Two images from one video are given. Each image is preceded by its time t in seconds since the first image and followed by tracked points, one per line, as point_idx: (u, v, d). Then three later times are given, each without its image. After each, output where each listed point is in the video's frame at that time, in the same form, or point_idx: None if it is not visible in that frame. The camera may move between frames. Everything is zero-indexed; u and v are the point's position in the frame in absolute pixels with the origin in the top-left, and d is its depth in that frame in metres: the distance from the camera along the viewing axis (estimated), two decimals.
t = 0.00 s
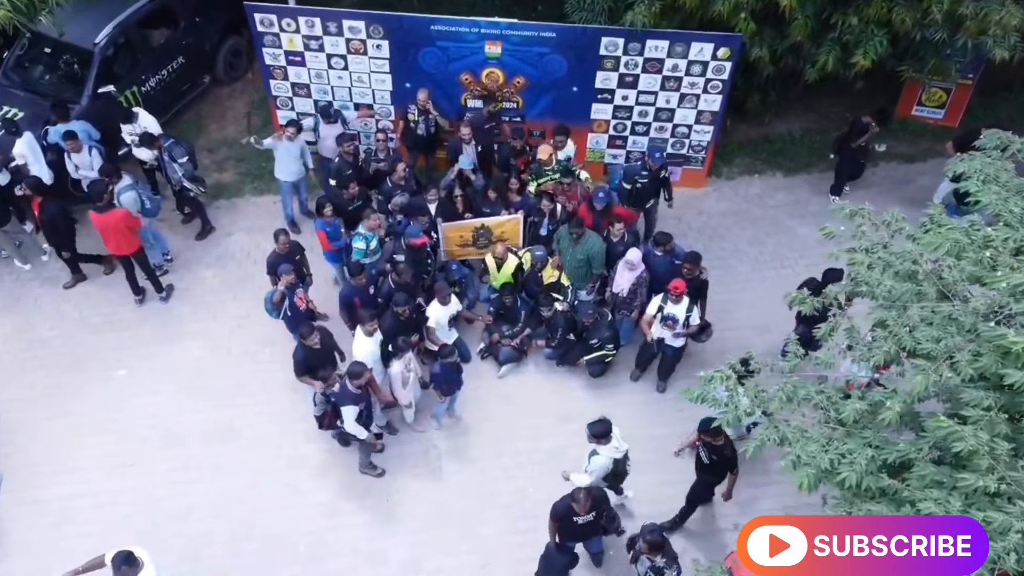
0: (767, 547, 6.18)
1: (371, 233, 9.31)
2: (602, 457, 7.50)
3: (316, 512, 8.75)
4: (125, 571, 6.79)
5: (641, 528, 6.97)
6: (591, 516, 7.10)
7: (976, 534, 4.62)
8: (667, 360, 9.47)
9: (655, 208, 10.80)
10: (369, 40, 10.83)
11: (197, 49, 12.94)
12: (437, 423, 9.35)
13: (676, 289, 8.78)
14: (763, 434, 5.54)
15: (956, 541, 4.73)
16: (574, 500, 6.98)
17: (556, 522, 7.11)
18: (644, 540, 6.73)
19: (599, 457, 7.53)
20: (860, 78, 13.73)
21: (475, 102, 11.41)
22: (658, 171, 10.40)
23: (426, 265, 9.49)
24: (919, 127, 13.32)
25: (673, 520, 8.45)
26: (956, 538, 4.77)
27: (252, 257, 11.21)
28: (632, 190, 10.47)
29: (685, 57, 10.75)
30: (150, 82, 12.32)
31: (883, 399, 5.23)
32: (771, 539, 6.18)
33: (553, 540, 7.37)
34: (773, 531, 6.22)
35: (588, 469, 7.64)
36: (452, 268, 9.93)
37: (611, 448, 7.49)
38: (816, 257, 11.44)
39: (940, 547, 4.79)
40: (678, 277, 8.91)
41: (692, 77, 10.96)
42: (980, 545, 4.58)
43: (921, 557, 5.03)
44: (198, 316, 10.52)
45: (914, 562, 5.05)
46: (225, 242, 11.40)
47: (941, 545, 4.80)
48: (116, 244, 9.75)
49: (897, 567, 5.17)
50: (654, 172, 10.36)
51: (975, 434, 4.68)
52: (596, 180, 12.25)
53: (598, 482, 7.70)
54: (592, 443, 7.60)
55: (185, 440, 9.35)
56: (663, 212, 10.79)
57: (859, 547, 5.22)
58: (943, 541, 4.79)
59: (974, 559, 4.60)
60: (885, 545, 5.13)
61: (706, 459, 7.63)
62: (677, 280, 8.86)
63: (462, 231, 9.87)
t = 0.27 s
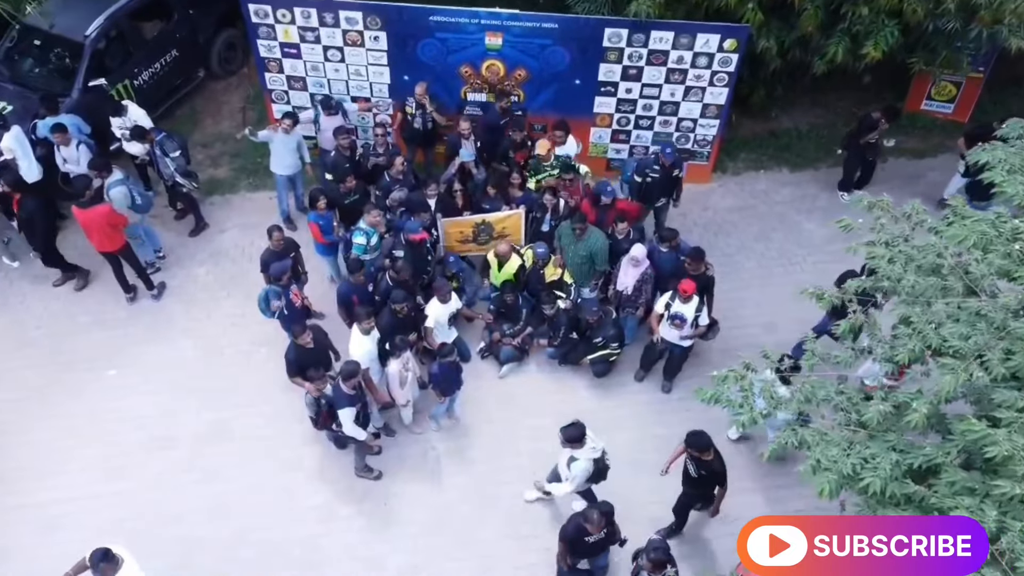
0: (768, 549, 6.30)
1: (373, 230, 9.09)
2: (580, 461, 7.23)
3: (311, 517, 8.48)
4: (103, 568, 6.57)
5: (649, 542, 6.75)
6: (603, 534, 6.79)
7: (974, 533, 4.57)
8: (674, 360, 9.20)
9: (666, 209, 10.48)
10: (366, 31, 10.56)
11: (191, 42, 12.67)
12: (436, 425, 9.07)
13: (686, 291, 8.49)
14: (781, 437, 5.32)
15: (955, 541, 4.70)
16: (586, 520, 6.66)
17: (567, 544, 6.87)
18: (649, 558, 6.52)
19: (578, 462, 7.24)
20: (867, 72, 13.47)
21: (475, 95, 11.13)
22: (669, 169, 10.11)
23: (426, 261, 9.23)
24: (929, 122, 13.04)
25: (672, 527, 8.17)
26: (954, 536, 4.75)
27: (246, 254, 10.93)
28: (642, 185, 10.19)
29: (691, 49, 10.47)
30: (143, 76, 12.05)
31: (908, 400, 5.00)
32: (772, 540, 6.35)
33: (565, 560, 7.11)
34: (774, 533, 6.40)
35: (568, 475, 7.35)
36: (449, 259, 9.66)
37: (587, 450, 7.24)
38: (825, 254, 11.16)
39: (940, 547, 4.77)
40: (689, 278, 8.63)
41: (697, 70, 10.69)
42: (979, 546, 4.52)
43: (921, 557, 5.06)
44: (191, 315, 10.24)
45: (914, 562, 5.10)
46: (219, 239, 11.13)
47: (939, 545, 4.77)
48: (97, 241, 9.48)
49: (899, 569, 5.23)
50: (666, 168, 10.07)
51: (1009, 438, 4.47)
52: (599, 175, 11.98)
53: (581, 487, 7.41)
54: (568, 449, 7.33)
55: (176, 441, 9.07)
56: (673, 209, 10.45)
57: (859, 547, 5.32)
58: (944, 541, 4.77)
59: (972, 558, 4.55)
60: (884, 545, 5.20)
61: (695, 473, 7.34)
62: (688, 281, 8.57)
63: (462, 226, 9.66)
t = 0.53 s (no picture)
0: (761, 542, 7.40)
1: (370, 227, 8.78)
2: (548, 464, 6.95)
3: (305, 522, 8.16)
4: None
5: (656, 549, 6.50)
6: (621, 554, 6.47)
7: (974, 532, 4.67)
8: (681, 358, 8.89)
9: (676, 204, 10.24)
10: (363, 20, 10.25)
11: (184, 33, 12.35)
12: (435, 426, 8.76)
13: (695, 291, 8.17)
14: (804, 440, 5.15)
15: (956, 541, 4.82)
16: (608, 536, 6.33)
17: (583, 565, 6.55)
18: (655, 569, 6.24)
19: (545, 466, 6.97)
20: (876, 65, 13.17)
21: (475, 86, 10.82)
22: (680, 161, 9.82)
23: (427, 256, 8.94)
24: (940, 115, 12.73)
25: (679, 531, 7.86)
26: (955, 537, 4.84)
27: (240, 251, 10.62)
28: (655, 174, 10.00)
29: (698, 38, 10.16)
30: (134, 68, 11.74)
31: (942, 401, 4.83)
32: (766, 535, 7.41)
33: None
34: (768, 528, 7.52)
35: (538, 479, 7.08)
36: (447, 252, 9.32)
37: (553, 454, 6.93)
38: (835, 250, 10.84)
39: (940, 548, 4.90)
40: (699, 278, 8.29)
41: (704, 60, 10.38)
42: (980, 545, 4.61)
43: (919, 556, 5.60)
44: (183, 313, 9.93)
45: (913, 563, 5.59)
46: (212, 235, 10.81)
47: (941, 545, 4.89)
48: (81, 238, 9.15)
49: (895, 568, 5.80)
50: (678, 160, 9.81)
51: None
52: (602, 169, 11.68)
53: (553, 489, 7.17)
54: (533, 453, 7.03)
55: (165, 444, 8.75)
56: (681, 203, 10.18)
57: (858, 547, 6.03)
58: (944, 542, 4.88)
59: (971, 560, 4.67)
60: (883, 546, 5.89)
61: (674, 485, 7.03)
62: (697, 281, 8.24)
63: (463, 220, 9.37)
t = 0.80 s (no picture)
0: (764, 544, 7.66)
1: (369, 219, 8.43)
2: (518, 479, 6.60)
3: (300, 527, 7.84)
4: None
5: (659, 550, 6.28)
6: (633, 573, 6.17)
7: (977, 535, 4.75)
8: (690, 356, 8.56)
9: (683, 198, 9.96)
10: (361, 8, 9.93)
11: (176, 24, 12.04)
12: (435, 427, 8.44)
13: (704, 289, 7.87)
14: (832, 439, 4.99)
15: (956, 541, 5.11)
16: (619, 557, 6.01)
17: None
18: None
19: (517, 482, 6.61)
20: (886, 56, 12.86)
21: (476, 77, 10.50)
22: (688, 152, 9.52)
23: (425, 250, 8.66)
24: (952, 108, 12.43)
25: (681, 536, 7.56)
26: (955, 538, 5.17)
27: (233, 246, 10.30)
28: (662, 165, 9.74)
29: (705, 26, 9.84)
30: (126, 58, 11.42)
31: (981, 400, 4.71)
32: (770, 537, 7.73)
33: None
34: (771, 530, 7.78)
35: (510, 496, 6.74)
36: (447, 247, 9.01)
37: (521, 468, 6.59)
38: (847, 245, 10.53)
39: (941, 548, 5.26)
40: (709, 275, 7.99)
41: (712, 49, 10.06)
42: (980, 546, 4.69)
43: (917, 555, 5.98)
44: (174, 309, 9.61)
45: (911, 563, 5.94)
46: (205, 230, 10.50)
47: (941, 545, 5.25)
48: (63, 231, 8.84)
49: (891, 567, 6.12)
50: (685, 151, 9.55)
51: None
52: (606, 162, 11.37)
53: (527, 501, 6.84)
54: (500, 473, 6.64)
55: (155, 446, 8.44)
56: (689, 200, 9.91)
57: (857, 545, 6.65)
58: (944, 542, 5.26)
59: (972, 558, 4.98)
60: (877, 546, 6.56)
61: (638, 493, 6.84)
62: (707, 278, 7.93)
63: (464, 213, 9.08)
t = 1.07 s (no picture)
0: (764, 544, 7.49)
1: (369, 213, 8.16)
2: (487, 505, 6.32)
3: (295, 532, 7.57)
4: None
5: (663, 554, 5.98)
6: None
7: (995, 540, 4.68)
8: (698, 354, 8.28)
9: (686, 194, 9.71)
10: None
11: (170, 16, 11.78)
12: (434, 428, 8.17)
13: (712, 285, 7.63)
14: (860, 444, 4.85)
15: (960, 543, 4.99)
16: None
17: None
18: None
19: (487, 508, 6.34)
20: (894, 51, 12.62)
21: (476, 69, 10.24)
22: (692, 143, 9.25)
23: (423, 246, 8.41)
24: (962, 103, 12.18)
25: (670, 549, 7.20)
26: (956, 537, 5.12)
27: (228, 243, 10.04)
28: (666, 159, 9.49)
29: (712, 17, 9.58)
30: (118, 51, 11.15)
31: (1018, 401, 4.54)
32: (770, 538, 7.55)
33: None
34: (771, 530, 7.61)
35: (479, 524, 6.44)
36: (447, 242, 8.72)
37: (490, 492, 6.29)
38: (857, 242, 10.27)
39: (941, 547, 5.29)
40: (717, 272, 7.75)
41: (719, 41, 9.80)
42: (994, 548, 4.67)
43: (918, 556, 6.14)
44: (167, 308, 9.34)
45: (909, 564, 6.10)
46: (199, 226, 10.23)
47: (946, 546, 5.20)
48: (49, 227, 8.61)
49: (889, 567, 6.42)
50: (687, 145, 9.29)
51: None
52: (610, 157, 11.11)
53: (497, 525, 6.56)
54: (466, 503, 6.33)
55: (145, 448, 8.16)
56: (695, 198, 9.66)
57: (858, 547, 7.07)
58: (944, 542, 5.27)
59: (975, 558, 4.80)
60: (882, 547, 6.84)
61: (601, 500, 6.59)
62: (715, 275, 7.69)
63: (464, 208, 8.82)
